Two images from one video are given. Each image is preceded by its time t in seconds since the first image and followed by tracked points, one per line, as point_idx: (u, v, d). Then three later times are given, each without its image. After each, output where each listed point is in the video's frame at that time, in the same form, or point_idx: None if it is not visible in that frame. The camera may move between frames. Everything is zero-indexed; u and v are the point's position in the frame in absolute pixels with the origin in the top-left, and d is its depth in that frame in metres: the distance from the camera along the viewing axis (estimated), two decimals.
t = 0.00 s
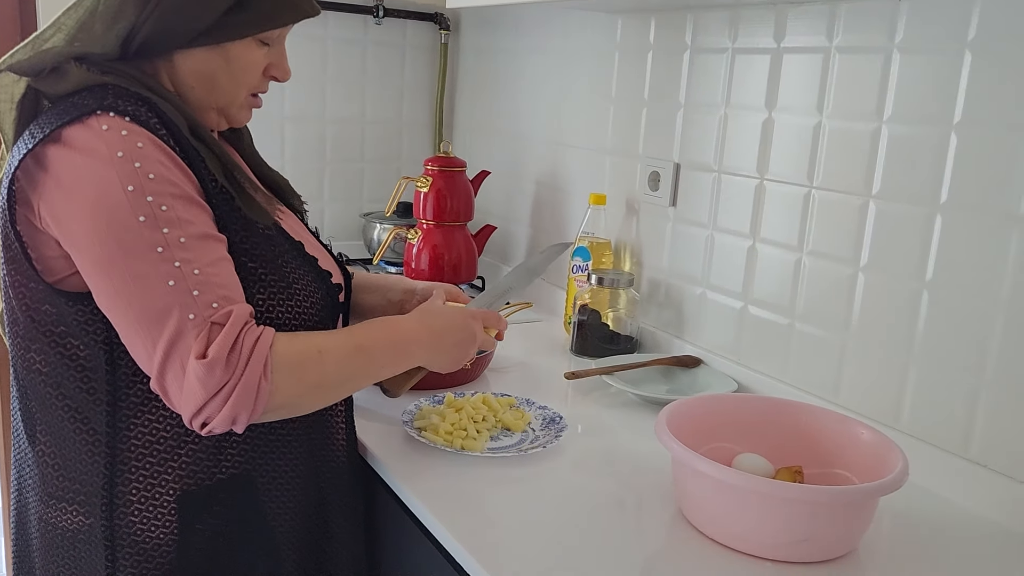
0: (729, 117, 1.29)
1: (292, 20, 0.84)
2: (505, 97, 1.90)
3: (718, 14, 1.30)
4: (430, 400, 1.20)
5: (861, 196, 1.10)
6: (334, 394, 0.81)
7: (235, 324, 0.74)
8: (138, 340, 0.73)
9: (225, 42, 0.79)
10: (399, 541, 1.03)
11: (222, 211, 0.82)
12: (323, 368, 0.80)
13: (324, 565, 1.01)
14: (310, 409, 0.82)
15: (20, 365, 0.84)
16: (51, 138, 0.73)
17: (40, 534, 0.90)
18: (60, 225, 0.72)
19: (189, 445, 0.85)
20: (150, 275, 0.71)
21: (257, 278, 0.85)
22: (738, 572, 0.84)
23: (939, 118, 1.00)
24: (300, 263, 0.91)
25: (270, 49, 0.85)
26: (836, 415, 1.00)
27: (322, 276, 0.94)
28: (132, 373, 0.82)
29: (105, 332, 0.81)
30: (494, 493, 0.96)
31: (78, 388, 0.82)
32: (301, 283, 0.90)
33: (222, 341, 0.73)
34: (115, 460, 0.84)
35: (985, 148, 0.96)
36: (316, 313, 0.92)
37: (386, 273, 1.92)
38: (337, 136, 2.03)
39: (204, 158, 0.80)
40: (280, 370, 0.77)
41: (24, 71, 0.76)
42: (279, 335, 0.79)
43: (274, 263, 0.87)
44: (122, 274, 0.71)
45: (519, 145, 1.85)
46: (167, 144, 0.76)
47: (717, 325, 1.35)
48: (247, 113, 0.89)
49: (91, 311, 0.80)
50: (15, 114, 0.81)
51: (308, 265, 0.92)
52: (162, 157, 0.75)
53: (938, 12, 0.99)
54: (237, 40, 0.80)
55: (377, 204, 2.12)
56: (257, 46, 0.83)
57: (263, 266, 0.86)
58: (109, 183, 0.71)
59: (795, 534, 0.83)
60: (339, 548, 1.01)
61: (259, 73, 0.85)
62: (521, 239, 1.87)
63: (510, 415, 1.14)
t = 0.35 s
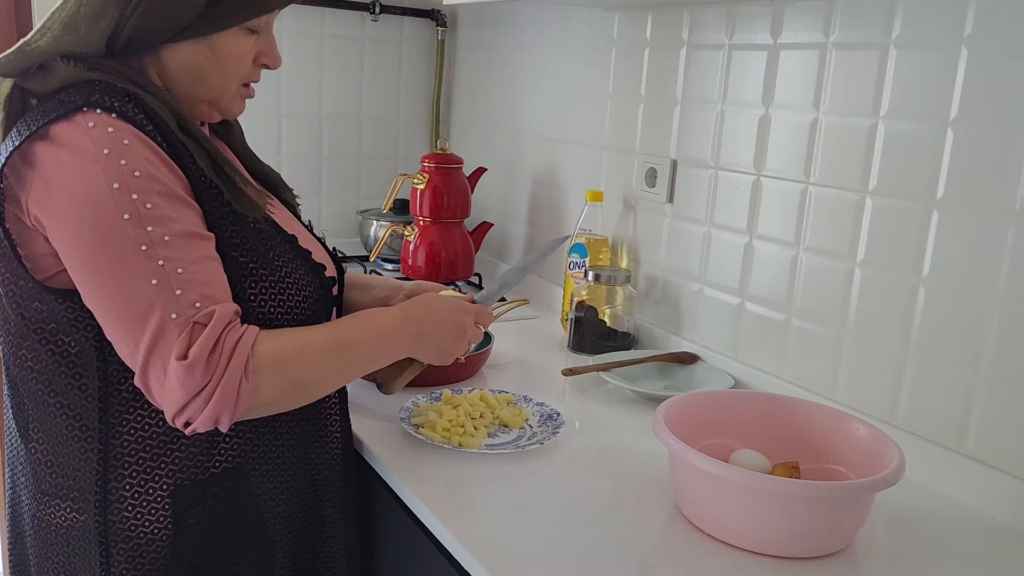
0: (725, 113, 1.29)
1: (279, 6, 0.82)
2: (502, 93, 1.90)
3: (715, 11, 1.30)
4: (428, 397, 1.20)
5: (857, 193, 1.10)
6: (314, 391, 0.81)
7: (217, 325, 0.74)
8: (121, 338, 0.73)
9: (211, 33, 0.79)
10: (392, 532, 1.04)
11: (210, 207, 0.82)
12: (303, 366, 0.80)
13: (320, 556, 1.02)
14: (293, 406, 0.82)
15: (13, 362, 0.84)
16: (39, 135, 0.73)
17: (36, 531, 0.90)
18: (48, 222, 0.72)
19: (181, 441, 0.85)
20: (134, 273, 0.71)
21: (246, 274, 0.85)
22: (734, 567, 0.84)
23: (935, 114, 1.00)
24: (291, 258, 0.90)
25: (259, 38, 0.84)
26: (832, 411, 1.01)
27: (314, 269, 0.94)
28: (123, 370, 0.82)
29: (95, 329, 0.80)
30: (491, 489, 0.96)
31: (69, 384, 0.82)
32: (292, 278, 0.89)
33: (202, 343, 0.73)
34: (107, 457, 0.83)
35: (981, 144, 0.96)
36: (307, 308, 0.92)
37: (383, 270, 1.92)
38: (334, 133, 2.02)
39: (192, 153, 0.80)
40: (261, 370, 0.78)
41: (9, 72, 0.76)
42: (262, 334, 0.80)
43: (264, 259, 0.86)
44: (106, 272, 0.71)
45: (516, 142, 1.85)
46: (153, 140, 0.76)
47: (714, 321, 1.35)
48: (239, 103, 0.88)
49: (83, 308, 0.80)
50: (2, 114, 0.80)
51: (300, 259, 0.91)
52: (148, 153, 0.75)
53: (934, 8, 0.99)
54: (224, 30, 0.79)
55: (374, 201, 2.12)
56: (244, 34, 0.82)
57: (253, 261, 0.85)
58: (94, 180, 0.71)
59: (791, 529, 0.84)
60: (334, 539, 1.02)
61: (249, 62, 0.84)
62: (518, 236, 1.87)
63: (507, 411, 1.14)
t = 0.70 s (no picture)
0: (724, 111, 1.30)
1: None
2: (501, 91, 1.90)
3: (714, 9, 1.30)
4: (427, 395, 1.20)
5: (856, 191, 1.10)
6: (306, 388, 0.82)
7: (208, 325, 0.74)
8: (110, 338, 0.73)
9: (206, 29, 0.79)
10: (390, 529, 1.04)
11: (202, 206, 0.82)
12: (293, 361, 0.80)
13: (318, 555, 1.02)
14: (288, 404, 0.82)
15: (10, 362, 0.85)
16: (31, 134, 0.73)
17: (34, 531, 0.90)
18: (42, 222, 0.72)
19: (176, 440, 0.85)
20: (124, 274, 0.71)
21: (240, 273, 0.85)
22: (734, 565, 0.84)
23: (934, 112, 1.00)
24: (287, 256, 0.90)
25: (255, 32, 0.84)
26: (830, 408, 1.01)
27: (311, 267, 0.93)
28: (118, 369, 0.82)
29: (89, 329, 0.80)
30: (490, 487, 0.97)
31: (64, 384, 0.82)
32: (287, 276, 0.89)
33: (194, 345, 0.73)
34: (102, 457, 0.83)
35: (979, 143, 0.96)
36: (303, 306, 0.91)
37: (382, 268, 1.92)
38: (333, 131, 2.02)
39: (185, 152, 0.80)
40: (252, 368, 0.78)
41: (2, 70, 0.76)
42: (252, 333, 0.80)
43: (258, 258, 0.86)
44: (95, 272, 0.71)
45: (514, 140, 1.85)
46: (146, 140, 0.76)
47: (713, 319, 1.35)
48: (240, 99, 0.88)
49: (76, 309, 0.80)
50: None
51: (296, 256, 0.91)
52: (140, 153, 0.75)
53: (933, 6, 0.99)
54: (220, 26, 0.79)
55: (373, 199, 2.12)
56: (240, 29, 0.82)
57: (247, 260, 0.85)
58: (85, 180, 0.71)
59: (789, 527, 0.84)
60: (333, 537, 1.02)
61: (247, 58, 0.84)
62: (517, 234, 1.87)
63: (506, 409, 1.14)
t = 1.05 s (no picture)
0: (722, 108, 1.29)
1: None
2: (498, 88, 1.89)
3: (711, 6, 1.30)
4: (424, 392, 1.19)
5: (853, 187, 1.10)
6: (305, 379, 0.82)
7: (210, 318, 0.74)
8: (110, 336, 0.72)
9: (199, 26, 0.78)
10: (387, 526, 1.04)
11: (195, 203, 0.81)
12: (292, 354, 0.81)
13: (314, 553, 1.01)
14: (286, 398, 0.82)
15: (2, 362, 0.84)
16: (22, 132, 0.73)
17: (27, 530, 0.90)
18: (34, 220, 0.72)
19: (170, 439, 0.85)
20: (122, 269, 0.71)
21: (232, 270, 0.85)
22: (731, 562, 0.84)
23: (932, 109, 1.00)
24: (280, 253, 0.89)
25: (249, 30, 0.84)
26: (827, 405, 1.01)
27: (304, 264, 0.93)
28: (110, 367, 0.82)
29: (82, 327, 0.81)
30: (487, 485, 0.96)
31: (56, 383, 0.81)
32: (280, 273, 0.89)
33: (197, 336, 0.73)
34: (95, 456, 0.83)
35: (978, 139, 0.96)
36: (296, 303, 0.91)
37: (379, 266, 1.92)
38: (330, 128, 2.02)
39: (176, 149, 0.80)
40: (252, 362, 0.78)
41: None
42: (251, 328, 0.80)
43: (251, 254, 0.86)
44: (93, 269, 0.71)
45: (511, 137, 1.85)
46: (137, 136, 0.76)
47: (710, 316, 1.35)
48: (229, 98, 0.88)
49: (68, 308, 0.80)
50: None
51: (290, 253, 0.91)
52: (132, 148, 0.74)
53: (931, 3, 0.99)
54: (212, 24, 0.79)
55: (370, 197, 2.11)
56: (233, 28, 0.81)
57: (241, 258, 0.85)
58: (78, 177, 0.71)
59: (787, 524, 0.84)
60: (328, 535, 1.02)
61: (239, 56, 0.84)
62: (514, 232, 1.86)
63: (504, 406, 1.14)
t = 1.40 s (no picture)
0: (719, 107, 1.29)
1: None
2: (495, 87, 1.89)
3: (708, 4, 1.30)
4: (421, 392, 1.19)
5: (851, 186, 1.10)
6: (303, 380, 0.82)
7: (209, 318, 0.74)
8: (107, 336, 0.72)
9: (192, 26, 0.78)
10: (384, 525, 1.03)
11: (190, 202, 0.81)
12: (289, 355, 0.81)
13: (310, 553, 1.01)
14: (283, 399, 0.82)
15: None
16: (15, 132, 0.73)
17: (23, 531, 0.90)
18: (28, 220, 0.72)
19: (165, 439, 0.84)
20: (120, 268, 0.71)
21: (228, 270, 0.84)
22: (728, 562, 0.84)
23: (929, 107, 1.00)
24: (276, 252, 0.89)
25: (243, 29, 0.83)
26: (824, 403, 1.01)
27: (301, 262, 0.93)
28: (105, 368, 0.81)
29: (76, 327, 0.80)
30: (484, 484, 0.96)
31: (51, 384, 0.81)
32: (276, 273, 0.89)
33: (197, 334, 0.73)
34: (90, 456, 0.83)
35: (975, 138, 0.95)
36: (292, 304, 0.91)
37: (377, 265, 1.91)
38: (327, 128, 2.01)
39: (170, 148, 0.79)
40: (251, 365, 0.78)
41: None
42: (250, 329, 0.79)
43: (246, 254, 0.86)
44: (90, 268, 0.70)
45: (509, 136, 1.85)
46: (132, 134, 0.76)
47: (707, 316, 1.35)
48: (224, 96, 0.88)
49: (63, 308, 0.79)
50: None
51: (286, 252, 0.91)
52: (128, 146, 0.74)
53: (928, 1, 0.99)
54: (205, 23, 0.78)
55: (367, 196, 2.11)
56: (226, 27, 0.81)
57: (236, 258, 0.85)
58: (73, 176, 0.70)
59: (784, 523, 0.84)
60: (324, 534, 1.01)
61: (233, 55, 0.83)
62: (512, 231, 1.86)
63: (501, 406, 1.14)
